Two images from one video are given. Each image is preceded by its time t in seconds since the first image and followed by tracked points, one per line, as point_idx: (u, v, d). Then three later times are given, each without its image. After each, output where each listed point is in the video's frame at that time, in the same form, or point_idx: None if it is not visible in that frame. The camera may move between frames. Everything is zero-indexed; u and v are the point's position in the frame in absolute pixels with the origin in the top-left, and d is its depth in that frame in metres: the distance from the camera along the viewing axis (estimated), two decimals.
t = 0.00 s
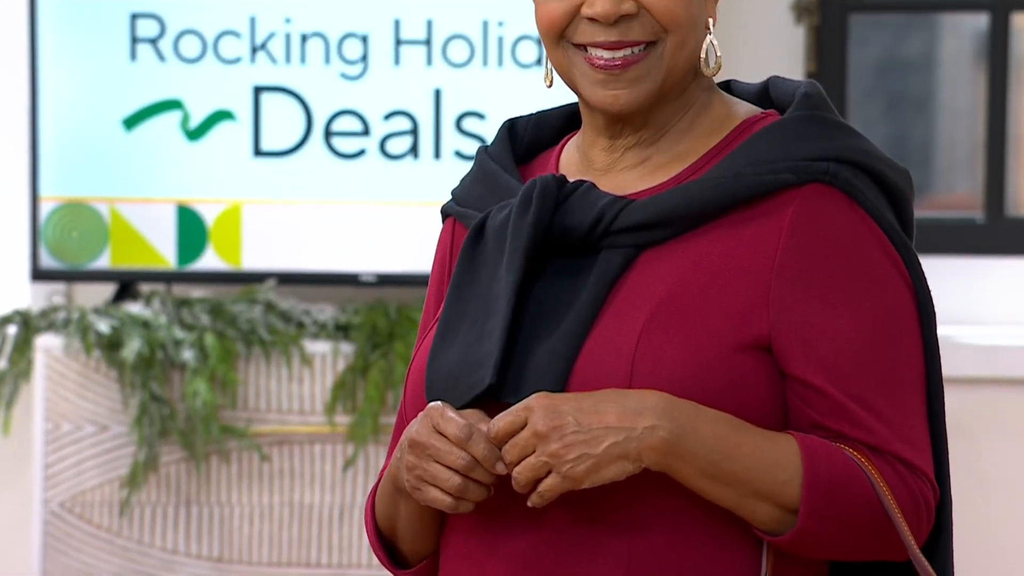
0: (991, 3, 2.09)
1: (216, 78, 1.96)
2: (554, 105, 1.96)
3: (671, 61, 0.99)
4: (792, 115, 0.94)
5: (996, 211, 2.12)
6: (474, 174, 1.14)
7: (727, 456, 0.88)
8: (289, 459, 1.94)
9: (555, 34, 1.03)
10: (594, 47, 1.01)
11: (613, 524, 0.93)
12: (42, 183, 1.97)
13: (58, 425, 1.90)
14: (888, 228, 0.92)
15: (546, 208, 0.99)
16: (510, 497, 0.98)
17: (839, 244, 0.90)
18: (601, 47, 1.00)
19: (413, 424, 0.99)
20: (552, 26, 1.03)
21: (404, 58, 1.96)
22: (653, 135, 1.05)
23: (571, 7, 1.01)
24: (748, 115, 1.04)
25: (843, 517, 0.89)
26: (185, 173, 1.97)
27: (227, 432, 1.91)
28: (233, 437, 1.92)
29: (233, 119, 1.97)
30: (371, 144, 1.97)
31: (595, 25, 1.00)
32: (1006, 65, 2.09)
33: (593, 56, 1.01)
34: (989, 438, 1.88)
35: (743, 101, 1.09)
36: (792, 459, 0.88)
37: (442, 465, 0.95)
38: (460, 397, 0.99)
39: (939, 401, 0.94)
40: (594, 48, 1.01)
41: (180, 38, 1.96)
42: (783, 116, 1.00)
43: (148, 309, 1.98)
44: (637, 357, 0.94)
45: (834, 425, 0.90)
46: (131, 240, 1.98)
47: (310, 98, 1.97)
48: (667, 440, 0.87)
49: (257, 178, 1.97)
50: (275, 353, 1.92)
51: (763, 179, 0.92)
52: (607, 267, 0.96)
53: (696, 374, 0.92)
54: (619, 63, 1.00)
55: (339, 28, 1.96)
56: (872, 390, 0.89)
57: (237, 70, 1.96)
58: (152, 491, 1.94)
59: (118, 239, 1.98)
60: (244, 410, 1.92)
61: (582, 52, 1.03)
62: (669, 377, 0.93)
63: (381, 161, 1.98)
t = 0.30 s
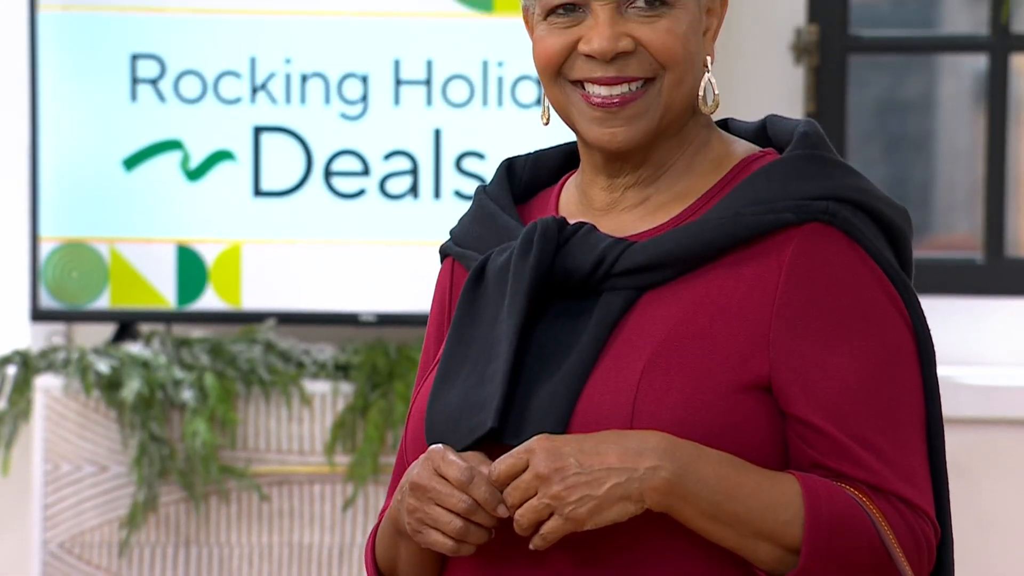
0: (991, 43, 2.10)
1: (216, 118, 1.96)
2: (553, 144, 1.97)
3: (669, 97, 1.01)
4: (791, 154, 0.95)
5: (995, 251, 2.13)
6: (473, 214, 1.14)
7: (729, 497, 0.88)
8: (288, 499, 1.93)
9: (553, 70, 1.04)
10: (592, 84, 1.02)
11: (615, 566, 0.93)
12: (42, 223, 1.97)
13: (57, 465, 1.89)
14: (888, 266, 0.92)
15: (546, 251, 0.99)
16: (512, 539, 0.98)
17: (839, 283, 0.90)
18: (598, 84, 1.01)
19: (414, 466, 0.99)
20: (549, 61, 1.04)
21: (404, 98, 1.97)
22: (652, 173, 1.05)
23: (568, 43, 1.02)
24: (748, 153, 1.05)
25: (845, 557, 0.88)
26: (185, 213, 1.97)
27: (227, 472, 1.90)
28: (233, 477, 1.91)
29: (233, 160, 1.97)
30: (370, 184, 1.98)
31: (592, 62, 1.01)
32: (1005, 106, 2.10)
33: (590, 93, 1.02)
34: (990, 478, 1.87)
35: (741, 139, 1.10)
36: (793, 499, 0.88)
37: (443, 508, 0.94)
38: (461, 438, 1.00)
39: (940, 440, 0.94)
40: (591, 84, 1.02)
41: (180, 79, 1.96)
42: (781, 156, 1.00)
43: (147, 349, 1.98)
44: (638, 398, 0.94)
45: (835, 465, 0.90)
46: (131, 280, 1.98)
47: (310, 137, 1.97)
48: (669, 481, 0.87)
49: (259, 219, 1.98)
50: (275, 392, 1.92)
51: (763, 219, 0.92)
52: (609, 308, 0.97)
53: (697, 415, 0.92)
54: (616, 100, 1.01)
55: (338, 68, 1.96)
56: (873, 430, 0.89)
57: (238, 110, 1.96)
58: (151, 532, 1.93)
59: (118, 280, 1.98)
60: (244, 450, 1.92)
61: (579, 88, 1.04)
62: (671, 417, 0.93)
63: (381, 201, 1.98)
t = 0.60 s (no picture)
0: (991, 79, 2.13)
1: (216, 154, 1.96)
2: (553, 180, 1.97)
3: (672, 131, 1.01)
4: (793, 190, 0.95)
5: (996, 287, 2.14)
6: (475, 249, 1.14)
7: (731, 532, 0.87)
8: (288, 535, 1.92)
9: (556, 104, 1.05)
10: (595, 117, 1.03)
11: None
12: (43, 259, 1.97)
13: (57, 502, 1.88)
14: (891, 301, 0.92)
15: (549, 285, 0.99)
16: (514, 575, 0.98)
17: (841, 318, 0.90)
18: (602, 118, 1.02)
19: (416, 502, 0.98)
20: (553, 95, 1.04)
21: (405, 133, 1.97)
22: (654, 208, 1.06)
23: (572, 77, 1.03)
24: (750, 188, 1.06)
25: None
26: (186, 249, 1.97)
27: (227, 508, 1.89)
28: (233, 513, 1.90)
29: (233, 195, 1.97)
30: (371, 219, 1.99)
31: (595, 95, 1.02)
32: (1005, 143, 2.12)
33: (594, 126, 1.03)
34: (993, 514, 1.87)
35: (744, 174, 1.10)
36: (795, 534, 0.88)
37: (446, 545, 0.94)
38: (463, 475, 0.99)
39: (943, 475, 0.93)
40: (595, 118, 1.03)
41: (180, 115, 1.96)
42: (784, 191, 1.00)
43: (148, 384, 1.97)
44: (641, 434, 0.93)
45: (838, 500, 0.89)
46: (131, 315, 1.98)
47: (311, 173, 1.97)
48: (671, 516, 0.87)
49: (260, 254, 1.98)
50: (276, 428, 1.91)
51: (765, 254, 0.92)
52: (612, 342, 0.96)
53: (700, 450, 0.92)
54: (619, 134, 1.02)
55: (339, 104, 1.97)
56: (876, 465, 0.89)
57: (238, 145, 1.96)
58: (151, 568, 1.91)
59: (118, 315, 1.98)
60: (244, 486, 1.91)
61: (583, 122, 1.04)
62: (673, 453, 0.92)
63: (381, 237, 1.99)
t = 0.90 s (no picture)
0: (996, 113, 2.11)
1: (221, 186, 1.97)
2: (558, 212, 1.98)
3: (676, 161, 1.02)
4: (798, 221, 0.95)
5: (1003, 320, 2.13)
6: (481, 282, 1.15)
7: (737, 564, 0.86)
8: (292, 568, 1.91)
9: (560, 136, 1.06)
10: (599, 149, 1.03)
11: None
12: (48, 291, 1.98)
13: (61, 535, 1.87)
14: (896, 332, 0.92)
15: (554, 317, 1.00)
16: None
17: (847, 349, 0.90)
18: (606, 149, 1.03)
19: (422, 535, 0.99)
20: (557, 127, 1.05)
21: (409, 166, 1.98)
22: (659, 239, 1.06)
23: (576, 108, 1.03)
24: (755, 219, 1.06)
25: None
26: (191, 281, 1.98)
27: (231, 541, 1.88)
28: (237, 546, 1.89)
29: (238, 228, 1.98)
30: (375, 252, 1.99)
31: (599, 127, 1.02)
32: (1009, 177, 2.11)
33: (598, 158, 1.04)
34: (1000, 548, 1.86)
35: (749, 206, 1.10)
36: (801, 567, 0.87)
37: None
38: (470, 508, 1.00)
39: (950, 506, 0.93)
40: (599, 149, 1.03)
41: (186, 148, 1.96)
42: (789, 222, 1.01)
43: (153, 417, 1.96)
44: (647, 465, 0.93)
45: (845, 532, 0.89)
46: (136, 348, 1.98)
47: (316, 206, 1.98)
48: (678, 548, 0.86)
49: (266, 287, 1.98)
50: (280, 461, 1.91)
51: (770, 285, 0.92)
52: (617, 374, 0.96)
53: (706, 482, 0.92)
54: (624, 165, 1.02)
55: (344, 137, 1.97)
56: (883, 497, 0.89)
57: (244, 178, 1.97)
58: None
59: (123, 348, 1.98)
60: (248, 519, 1.90)
61: (587, 154, 1.05)
62: (680, 485, 0.92)
63: (386, 270, 1.99)
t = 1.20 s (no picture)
0: (1006, 144, 2.16)
1: (232, 218, 1.98)
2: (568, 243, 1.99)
3: (681, 191, 1.02)
4: (804, 251, 0.95)
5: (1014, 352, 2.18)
6: (488, 312, 1.15)
7: None
8: None
9: (566, 166, 1.06)
10: (605, 178, 1.03)
11: None
12: (59, 322, 1.98)
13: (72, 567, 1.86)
14: (903, 361, 0.92)
15: (561, 347, 1.00)
16: None
17: (855, 378, 0.90)
18: (612, 178, 1.03)
19: (429, 566, 0.99)
20: (563, 156, 1.06)
21: (420, 197, 1.99)
22: (666, 269, 1.06)
23: (582, 138, 1.04)
24: (762, 249, 1.06)
25: None
26: (201, 311, 1.98)
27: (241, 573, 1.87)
28: None
29: (249, 259, 1.98)
30: (386, 282, 2.00)
31: (605, 156, 1.03)
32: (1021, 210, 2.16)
33: (604, 187, 1.04)
34: None
35: (755, 235, 1.10)
36: None
37: None
38: (477, 538, 0.99)
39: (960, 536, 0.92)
40: (605, 178, 1.04)
41: (197, 179, 1.97)
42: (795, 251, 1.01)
43: (163, 448, 1.96)
44: (655, 495, 0.93)
45: (854, 562, 0.88)
46: (147, 379, 1.98)
47: (327, 237, 1.99)
48: None
49: (277, 317, 1.99)
50: (291, 492, 1.90)
51: (777, 315, 0.92)
52: (624, 405, 0.96)
53: (714, 511, 0.91)
54: (629, 194, 1.03)
55: (355, 167, 1.98)
56: (892, 526, 0.88)
57: (255, 209, 1.98)
58: None
59: (134, 379, 1.98)
60: (259, 550, 1.89)
61: (592, 183, 1.06)
62: (688, 514, 0.92)
63: (398, 300, 2.00)
